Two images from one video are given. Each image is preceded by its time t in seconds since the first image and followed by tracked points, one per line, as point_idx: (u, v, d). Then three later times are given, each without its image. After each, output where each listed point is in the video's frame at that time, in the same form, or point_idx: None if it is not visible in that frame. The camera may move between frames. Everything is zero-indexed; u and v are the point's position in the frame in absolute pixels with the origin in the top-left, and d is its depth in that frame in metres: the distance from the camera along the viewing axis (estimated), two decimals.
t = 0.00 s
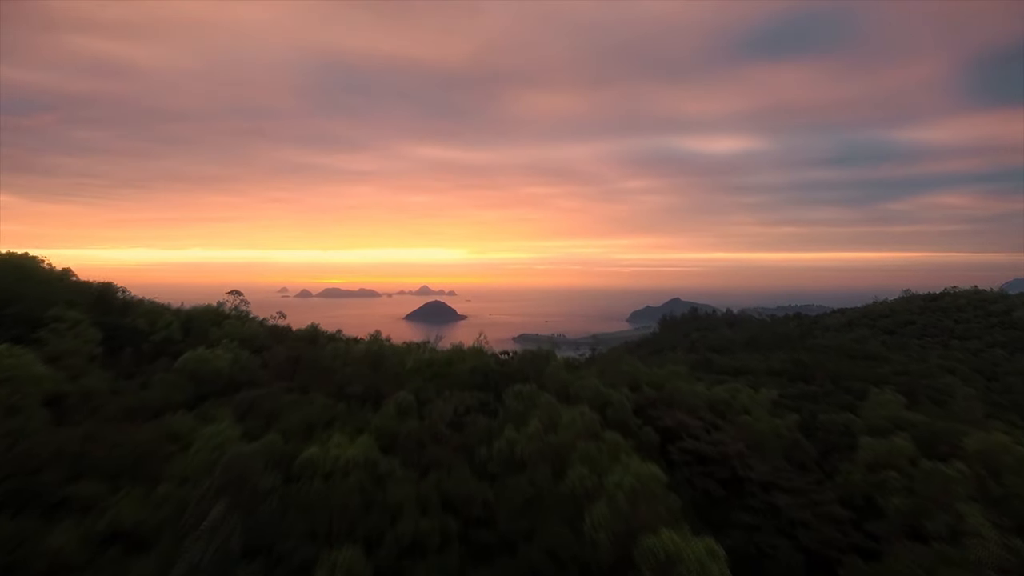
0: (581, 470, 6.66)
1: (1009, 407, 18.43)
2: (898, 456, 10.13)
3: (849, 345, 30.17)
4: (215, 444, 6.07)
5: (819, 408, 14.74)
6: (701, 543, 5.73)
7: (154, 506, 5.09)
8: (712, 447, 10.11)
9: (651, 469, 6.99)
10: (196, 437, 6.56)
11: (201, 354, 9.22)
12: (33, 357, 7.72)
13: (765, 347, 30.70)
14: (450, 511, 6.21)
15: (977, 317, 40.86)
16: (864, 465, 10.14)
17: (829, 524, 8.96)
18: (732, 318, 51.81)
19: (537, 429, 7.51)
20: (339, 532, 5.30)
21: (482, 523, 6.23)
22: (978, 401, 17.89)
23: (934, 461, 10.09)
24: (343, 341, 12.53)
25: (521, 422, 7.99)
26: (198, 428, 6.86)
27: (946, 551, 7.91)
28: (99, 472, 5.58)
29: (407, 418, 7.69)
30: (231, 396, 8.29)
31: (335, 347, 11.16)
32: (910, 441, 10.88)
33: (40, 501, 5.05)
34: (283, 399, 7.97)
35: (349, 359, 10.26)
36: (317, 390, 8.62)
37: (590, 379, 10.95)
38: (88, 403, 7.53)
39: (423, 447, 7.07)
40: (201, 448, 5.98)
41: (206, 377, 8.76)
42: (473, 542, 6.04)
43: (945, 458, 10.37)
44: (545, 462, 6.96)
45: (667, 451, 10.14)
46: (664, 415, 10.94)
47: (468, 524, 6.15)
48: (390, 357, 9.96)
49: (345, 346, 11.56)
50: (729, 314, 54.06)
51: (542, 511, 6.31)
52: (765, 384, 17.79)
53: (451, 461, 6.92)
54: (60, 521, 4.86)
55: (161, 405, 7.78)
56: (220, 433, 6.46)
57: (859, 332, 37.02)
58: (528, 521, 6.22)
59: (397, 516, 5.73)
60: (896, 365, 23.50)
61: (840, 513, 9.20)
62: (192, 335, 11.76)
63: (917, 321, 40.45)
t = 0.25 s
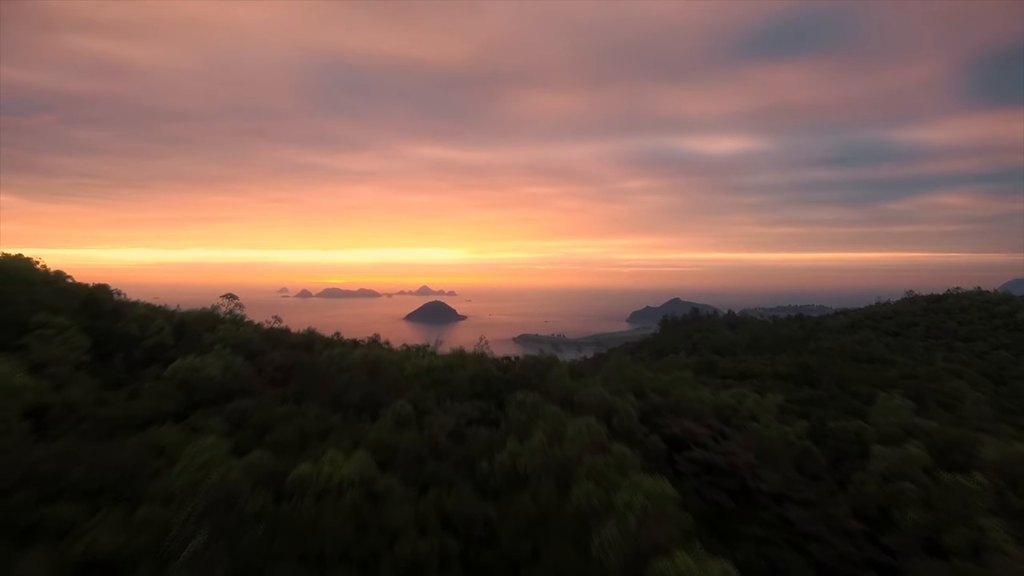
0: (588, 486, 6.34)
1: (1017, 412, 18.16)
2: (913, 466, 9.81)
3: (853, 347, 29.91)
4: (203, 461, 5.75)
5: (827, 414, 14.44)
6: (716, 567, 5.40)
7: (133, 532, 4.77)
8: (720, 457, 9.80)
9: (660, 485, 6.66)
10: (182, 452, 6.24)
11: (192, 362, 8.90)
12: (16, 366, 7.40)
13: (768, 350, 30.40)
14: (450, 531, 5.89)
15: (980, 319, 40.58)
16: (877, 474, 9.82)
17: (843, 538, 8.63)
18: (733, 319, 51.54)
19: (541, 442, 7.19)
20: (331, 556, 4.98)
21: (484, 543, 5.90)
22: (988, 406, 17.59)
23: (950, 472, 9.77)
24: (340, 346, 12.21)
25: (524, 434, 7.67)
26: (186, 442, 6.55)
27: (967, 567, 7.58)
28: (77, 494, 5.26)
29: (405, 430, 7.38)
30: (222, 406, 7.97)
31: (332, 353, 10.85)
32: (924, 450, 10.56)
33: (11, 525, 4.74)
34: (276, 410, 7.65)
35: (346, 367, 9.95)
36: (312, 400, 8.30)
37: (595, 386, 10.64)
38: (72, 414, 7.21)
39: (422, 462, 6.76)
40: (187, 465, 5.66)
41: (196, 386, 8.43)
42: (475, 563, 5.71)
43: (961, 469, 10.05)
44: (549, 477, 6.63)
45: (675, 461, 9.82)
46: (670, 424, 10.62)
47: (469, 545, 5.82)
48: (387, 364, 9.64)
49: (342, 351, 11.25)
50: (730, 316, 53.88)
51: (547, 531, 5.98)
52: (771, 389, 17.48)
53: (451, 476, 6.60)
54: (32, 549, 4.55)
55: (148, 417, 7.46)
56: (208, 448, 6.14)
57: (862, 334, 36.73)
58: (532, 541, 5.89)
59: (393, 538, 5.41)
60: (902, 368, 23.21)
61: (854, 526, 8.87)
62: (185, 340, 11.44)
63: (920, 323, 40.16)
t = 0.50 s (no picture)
0: (595, 505, 6.01)
1: None
2: (929, 477, 9.48)
3: (858, 349, 29.59)
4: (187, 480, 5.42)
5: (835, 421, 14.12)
6: None
7: (109, 560, 4.45)
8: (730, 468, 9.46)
9: (672, 501, 6.33)
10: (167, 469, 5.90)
11: (182, 369, 8.57)
12: None
13: (772, 352, 30.08)
14: (450, 553, 5.56)
15: (985, 320, 40.26)
16: (892, 485, 9.50)
17: (859, 552, 8.29)
18: (735, 320, 51.18)
19: (546, 457, 6.86)
20: None
21: (485, 566, 5.56)
22: (999, 411, 17.27)
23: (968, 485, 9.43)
24: (337, 351, 11.88)
25: (528, 446, 7.34)
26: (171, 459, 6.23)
27: None
28: (53, 514, 4.96)
29: (402, 443, 7.05)
30: (212, 416, 7.63)
31: (328, 360, 10.51)
32: (940, 459, 10.24)
33: None
34: (268, 421, 7.32)
35: (342, 374, 9.62)
36: (306, 411, 7.97)
37: (599, 393, 10.31)
38: (54, 426, 6.87)
39: (421, 478, 6.42)
40: (171, 484, 5.32)
41: (185, 395, 8.10)
42: None
43: (979, 481, 9.70)
44: (554, 494, 6.30)
45: (683, 472, 9.48)
46: (677, 432, 10.29)
47: (470, 567, 5.49)
48: (384, 372, 9.30)
49: (339, 357, 10.91)
50: (732, 317, 53.62)
51: (552, 551, 5.64)
52: (777, 394, 17.17)
53: (451, 493, 6.27)
54: None
55: (134, 429, 7.12)
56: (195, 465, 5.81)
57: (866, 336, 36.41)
58: (536, 563, 5.55)
59: (390, 562, 5.06)
60: (908, 371, 22.91)
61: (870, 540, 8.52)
62: (176, 344, 11.09)
63: (924, 325, 39.85)
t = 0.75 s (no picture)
0: (604, 525, 5.70)
1: None
2: (945, 490, 9.17)
3: (863, 352, 29.27)
4: (170, 502, 5.12)
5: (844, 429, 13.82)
6: None
7: None
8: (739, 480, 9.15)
9: (683, 521, 6.03)
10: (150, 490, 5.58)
11: (172, 377, 8.26)
12: None
13: (775, 355, 29.76)
14: None
15: (989, 322, 39.93)
16: (907, 497, 9.19)
17: (875, 568, 7.96)
18: (737, 321, 50.84)
19: (550, 473, 6.55)
20: None
21: None
22: (1009, 417, 16.95)
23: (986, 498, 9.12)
24: (333, 358, 11.57)
25: (532, 460, 7.03)
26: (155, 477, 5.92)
27: None
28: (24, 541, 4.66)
29: (400, 458, 6.75)
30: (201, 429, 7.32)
31: (324, 367, 10.21)
32: (955, 470, 9.93)
33: None
34: (260, 433, 7.00)
35: (339, 382, 9.31)
36: (300, 422, 7.66)
37: (604, 402, 10.02)
38: (33, 440, 6.55)
39: (420, 497, 6.11)
40: (153, 507, 5.01)
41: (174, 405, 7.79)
42: None
43: (997, 494, 9.39)
44: (560, 513, 5.98)
45: (691, 483, 9.17)
46: (684, 441, 9.98)
47: None
48: (382, 381, 9.00)
49: (336, 365, 10.61)
50: (734, 318, 53.33)
51: None
52: (783, 399, 16.86)
53: (451, 512, 5.96)
54: None
55: (119, 444, 6.80)
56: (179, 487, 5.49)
57: (870, 339, 36.09)
58: None
59: None
60: (915, 375, 22.59)
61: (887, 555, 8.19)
62: (167, 350, 10.79)
63: (927, 327, 39.54)
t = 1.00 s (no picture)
0: (613, 548, 5.37)
1: None
2: (963, 504, 8.84)
3: (868, 355, 28.92)
4: (150, 529, 4.81)
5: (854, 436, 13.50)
6: None
7: None
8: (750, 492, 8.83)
9: (697, 544, 5.69)
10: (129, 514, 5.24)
11: (161, 386, 7.95)
12: None
13: (779, 357, 29.42)
14: None
15: (994, 324, 39.57)
16: (924, 509, 8.85)
17: None
18: (739, 323, 50.49)
19: (556, 491, 6.22)
20: None
21: None
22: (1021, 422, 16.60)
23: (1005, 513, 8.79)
24: (330, 364, 11.25)
25: (536, 476, 6.72)
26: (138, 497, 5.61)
27: None
28: None
29: (397, 474, 6.42)
30: (190, 441, 7.00)
31: (320, 375, 9.88)
32: (973, 482, 9.60)
33: None
34: (251, 447, 6.68)
35: (335, 391, 9.00)
36: (294, 434, 7.33)
37: (611, 411, 9.68)
38: (13, 454, 6.25)
39: (420, 517, 5.79)
40: (131, 535, 4.71)
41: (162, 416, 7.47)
42: None
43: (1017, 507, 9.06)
44: (566, 534, 5.66)
45: (700, 496, 8.83)
46: (692, 451, 9.65)
47: None
48: (380, 389, 8.67)
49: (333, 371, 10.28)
50: (735, 319, 53.02)
51: None
52: (790, 404, 16.54)
53: (451, 533, 5.63)
54: None
55: (102, 458, 6.49)
56: (159, 512, 5.18)
57: (873, 341, 35.76)
58: None
59: None
60: (923, 379, 22.25)
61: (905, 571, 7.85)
62: (159, 355, 10.46)
63: (932, 329, 39.18)
